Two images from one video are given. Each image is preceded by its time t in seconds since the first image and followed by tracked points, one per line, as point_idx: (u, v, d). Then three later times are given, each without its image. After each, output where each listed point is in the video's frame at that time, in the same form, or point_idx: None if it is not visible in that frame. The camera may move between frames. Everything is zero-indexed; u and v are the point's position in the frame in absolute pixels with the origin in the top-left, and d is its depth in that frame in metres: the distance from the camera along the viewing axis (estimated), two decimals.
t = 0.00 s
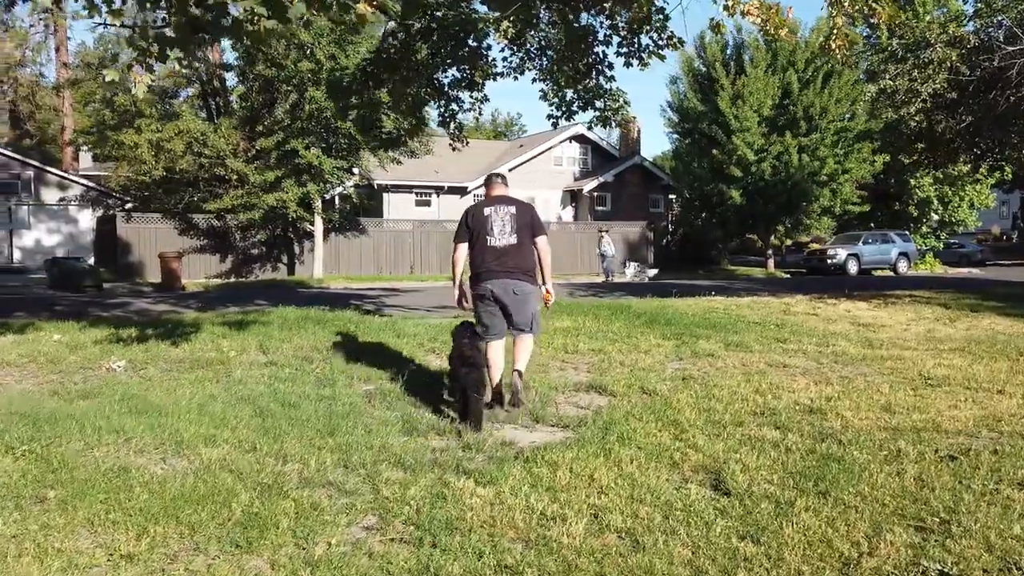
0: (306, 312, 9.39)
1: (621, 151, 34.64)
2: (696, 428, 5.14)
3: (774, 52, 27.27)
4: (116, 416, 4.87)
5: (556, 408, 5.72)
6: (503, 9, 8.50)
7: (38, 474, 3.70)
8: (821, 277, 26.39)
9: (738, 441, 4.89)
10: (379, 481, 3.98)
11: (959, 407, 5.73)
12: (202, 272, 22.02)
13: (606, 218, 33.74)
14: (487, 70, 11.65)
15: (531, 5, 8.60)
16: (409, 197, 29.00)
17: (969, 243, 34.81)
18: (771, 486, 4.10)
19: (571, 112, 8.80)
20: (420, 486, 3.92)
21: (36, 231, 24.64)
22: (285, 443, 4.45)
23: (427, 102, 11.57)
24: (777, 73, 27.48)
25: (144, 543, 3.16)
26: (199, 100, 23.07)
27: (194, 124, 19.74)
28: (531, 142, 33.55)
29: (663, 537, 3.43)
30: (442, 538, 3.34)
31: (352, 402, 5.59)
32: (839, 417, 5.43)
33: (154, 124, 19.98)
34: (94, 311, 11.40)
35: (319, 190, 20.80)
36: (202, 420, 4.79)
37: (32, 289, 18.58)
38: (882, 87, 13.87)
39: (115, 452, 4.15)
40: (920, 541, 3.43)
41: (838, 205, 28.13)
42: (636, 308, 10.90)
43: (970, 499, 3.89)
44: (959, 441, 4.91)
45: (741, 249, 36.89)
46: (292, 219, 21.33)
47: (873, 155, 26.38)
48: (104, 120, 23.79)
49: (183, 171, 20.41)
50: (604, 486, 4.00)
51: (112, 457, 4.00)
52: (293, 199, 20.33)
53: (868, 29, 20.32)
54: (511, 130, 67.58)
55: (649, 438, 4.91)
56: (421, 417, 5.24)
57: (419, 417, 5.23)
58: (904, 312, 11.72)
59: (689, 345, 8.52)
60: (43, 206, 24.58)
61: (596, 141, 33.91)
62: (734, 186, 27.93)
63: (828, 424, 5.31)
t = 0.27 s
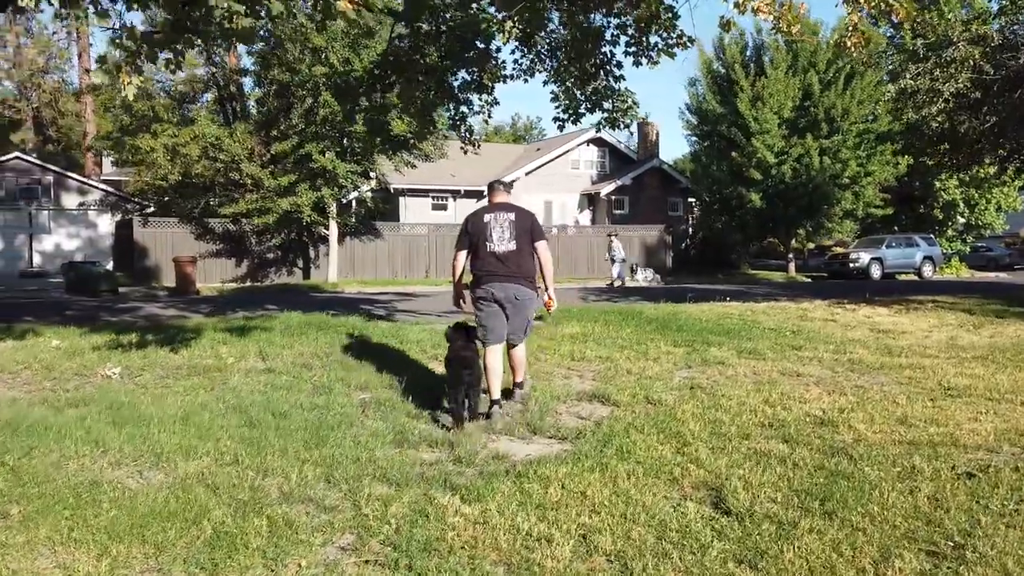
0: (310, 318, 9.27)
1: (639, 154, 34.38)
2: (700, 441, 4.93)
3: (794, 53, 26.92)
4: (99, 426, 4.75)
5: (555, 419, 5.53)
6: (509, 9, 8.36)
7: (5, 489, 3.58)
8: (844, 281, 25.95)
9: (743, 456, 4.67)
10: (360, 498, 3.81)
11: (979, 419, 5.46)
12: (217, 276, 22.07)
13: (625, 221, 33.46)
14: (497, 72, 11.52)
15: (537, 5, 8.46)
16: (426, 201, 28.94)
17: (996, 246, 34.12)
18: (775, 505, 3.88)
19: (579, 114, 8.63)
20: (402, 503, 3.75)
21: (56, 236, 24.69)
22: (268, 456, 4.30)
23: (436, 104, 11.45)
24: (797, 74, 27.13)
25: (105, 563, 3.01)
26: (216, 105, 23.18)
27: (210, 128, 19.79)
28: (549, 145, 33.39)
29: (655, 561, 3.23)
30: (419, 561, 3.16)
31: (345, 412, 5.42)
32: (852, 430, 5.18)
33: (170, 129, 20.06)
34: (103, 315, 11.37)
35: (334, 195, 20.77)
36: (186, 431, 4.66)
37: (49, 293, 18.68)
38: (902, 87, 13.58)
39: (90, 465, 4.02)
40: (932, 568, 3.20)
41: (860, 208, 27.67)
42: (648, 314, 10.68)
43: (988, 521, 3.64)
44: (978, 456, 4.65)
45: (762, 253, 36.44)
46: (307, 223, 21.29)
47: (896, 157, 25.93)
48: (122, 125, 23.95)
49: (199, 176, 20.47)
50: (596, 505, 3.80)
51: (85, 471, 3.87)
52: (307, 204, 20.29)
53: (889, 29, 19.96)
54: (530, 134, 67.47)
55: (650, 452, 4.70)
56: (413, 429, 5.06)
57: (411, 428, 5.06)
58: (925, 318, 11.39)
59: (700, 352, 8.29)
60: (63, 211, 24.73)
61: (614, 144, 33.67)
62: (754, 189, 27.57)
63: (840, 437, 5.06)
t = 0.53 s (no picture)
0: (309, 318, 9.12)
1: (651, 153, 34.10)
2: (698, 447, 4.72)
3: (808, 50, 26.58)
4: (75, 428, 4.60)
5: (549, 423, 5.33)
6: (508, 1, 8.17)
7: None
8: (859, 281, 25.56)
9: (742, 462, 4.46)
10: (334, 506, 3.62)
11: (994, 424, 5.20)
12: (226, 276, 22.03)
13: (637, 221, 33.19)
14: (501, 68, 11.36)
15: None
16: (436, 201, 28.79)
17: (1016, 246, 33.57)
18: (773, 515, 3.66)
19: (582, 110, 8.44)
20: (378, 512, 3.56)
21: (67, 236, 24.74)
22: (244, 461, 4.12)
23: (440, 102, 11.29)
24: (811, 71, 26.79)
25: None
26: (225, 105, 23.15)
27: (217, 128, 19.74)
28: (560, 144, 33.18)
29: None
30: None
31: (331, 415, 5.25)
32: (859, 436, 4.94)
33: (178, 128, 20.03)
34: (104, 315, 11.28)
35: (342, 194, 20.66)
36: (162, 434, 4.49)
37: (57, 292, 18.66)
38: (917, 81, 13.30)
39: (57, 470, 3.86)
40: None
41: (876, 207, 27.27)
42: (655, 315, 10.45)
43: (1001, 535, 3.41)
44: (992, 465, 4.40)
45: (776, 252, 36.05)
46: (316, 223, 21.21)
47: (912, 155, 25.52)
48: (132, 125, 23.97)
49: (207, 175, 20.42)
50: (583, 515, 3.60)
51: (50, 477, 3.72)
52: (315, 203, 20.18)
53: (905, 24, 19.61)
54: (543, 134, 67.24)
55: (645, 458, 4.48)
56: (400, 432, 4.88)
57: (398, 432, 4.88)
58: (941, 319, 11.09)
59: (705, 354, 8.06)
60: (74, 211, 24.74)
61: (626, 143, 33.40)
62: (767, 187, 27.24)
63: (847, 443, 4.84)
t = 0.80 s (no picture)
0: (303, 320, 8.97)
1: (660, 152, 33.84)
2: (693, 458, 4.51)
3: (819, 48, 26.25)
4: (44, 437, 4.43)
5: (539, 432, 5.13)
6: None
7: None
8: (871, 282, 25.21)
9: (736, 475, 4.26)
10: (302, 522, 3.44)
11: (1005, 434, 4.97)
12: (230, 276, 21.95)
13: (646, 221, 32.94)
14: (502, 66, 11.17)
15: None
16: (443, 201, 28.65)
17: None
18: (766, 534, 3.46)
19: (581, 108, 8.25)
20: (348, 530, 3.38)
21: (74, 236, 24.76)
22: (214, 473, 3.95)
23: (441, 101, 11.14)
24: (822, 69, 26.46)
25: None
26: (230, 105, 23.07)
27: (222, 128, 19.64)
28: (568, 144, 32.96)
29: None
30: None
31: (314, 422, 5.08)
32: (862, 447, 4.73)
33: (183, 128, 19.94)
34: (101, 316, 11.16)
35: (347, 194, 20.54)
36: (133, 444, 4.32)
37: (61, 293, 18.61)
38: (928, 78, 13.02)
39: (16, 484, 3.69)
40: None
41: (889, 207, 26.90)
42: (657, 317, 10.25)
43: (1010, 558, 3.19)
44: (1001, 479, 4.18)
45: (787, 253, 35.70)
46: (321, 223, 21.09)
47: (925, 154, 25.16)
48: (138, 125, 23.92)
49: (211, 175, 20.33)
50: (565, 534, 3.40)
51: (7, 492, 3.55)
52: (319, 203, 20.05)
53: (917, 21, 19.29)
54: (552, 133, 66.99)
55: (636, 470, 4.28)
56: (382, 441, 4.71)
57: (381, 441, 4.70)
58: (952, 322, 10.81)
59: (708, 358, 7.85)
60: (81, 211, 24.75)
61: (635, 143, 33.15)
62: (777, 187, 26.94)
63: (848, 454, 4.62)
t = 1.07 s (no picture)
0: (294, 320, 8.81)
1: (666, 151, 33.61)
2: (682, 466, 4.31)
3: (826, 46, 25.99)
4: (5, 442, 4.27)
5: (525, 437, 4.94)
6: None
7: None
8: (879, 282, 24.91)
9: (727, 485, 4.05)
10: (262, 536, 3.26)
11: (1012, 442, 4.74)
12: (231, 276, 21.84)
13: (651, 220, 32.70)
14: (498, 62, 10.99)
15: None
16: (446, 200, 28.49)
17: None
18: (754, 551, 3.25)
19: (576, 104, 8.07)
20: (310, 544, 3.19)
21: (76, 235, 24.70)
22: (177, 482, 3.78)
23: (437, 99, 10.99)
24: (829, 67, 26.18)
25: None
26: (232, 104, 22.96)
27: (222, 127, 19.53)
28: (573, 143, 32.75)
29: None
30: None
31: (291, 427, 4.90)
32: (861, 455, 4.51)
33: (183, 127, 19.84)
34: (93, 316, 11.03)
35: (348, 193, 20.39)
36: (97, 450, 4.16)
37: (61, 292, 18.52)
38: (935, 73, 12.77)
39: None
40: None
41: (897, 206, 26.59)
42: (657, 318, 10.04)
43: None
44: (1007, 490, 3.95)
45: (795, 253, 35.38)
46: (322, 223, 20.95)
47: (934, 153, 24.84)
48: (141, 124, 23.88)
49: (212, 175, 20.24)
50: (540, 549, 3.21)
51: None
52: (320, 202, 19.89)
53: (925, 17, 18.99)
54: (559, 131, 66.95)
55: (622, 479, 4.08)
56: (360, 447, 4.52)
57: (357, 447, 4.52)
58: (960, 323, 10.56)
59: (706, 360, 7.64)
60: (83, 210, 24.70)
61: (640, 142, 32.92)
62: (784, 186, 26.68)
63: (847, 463, 4.41)
